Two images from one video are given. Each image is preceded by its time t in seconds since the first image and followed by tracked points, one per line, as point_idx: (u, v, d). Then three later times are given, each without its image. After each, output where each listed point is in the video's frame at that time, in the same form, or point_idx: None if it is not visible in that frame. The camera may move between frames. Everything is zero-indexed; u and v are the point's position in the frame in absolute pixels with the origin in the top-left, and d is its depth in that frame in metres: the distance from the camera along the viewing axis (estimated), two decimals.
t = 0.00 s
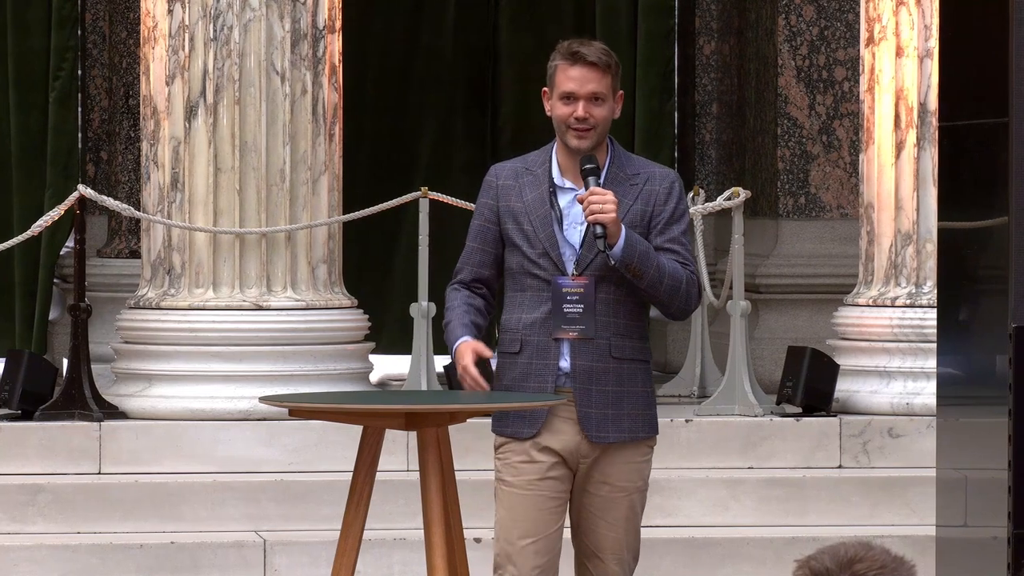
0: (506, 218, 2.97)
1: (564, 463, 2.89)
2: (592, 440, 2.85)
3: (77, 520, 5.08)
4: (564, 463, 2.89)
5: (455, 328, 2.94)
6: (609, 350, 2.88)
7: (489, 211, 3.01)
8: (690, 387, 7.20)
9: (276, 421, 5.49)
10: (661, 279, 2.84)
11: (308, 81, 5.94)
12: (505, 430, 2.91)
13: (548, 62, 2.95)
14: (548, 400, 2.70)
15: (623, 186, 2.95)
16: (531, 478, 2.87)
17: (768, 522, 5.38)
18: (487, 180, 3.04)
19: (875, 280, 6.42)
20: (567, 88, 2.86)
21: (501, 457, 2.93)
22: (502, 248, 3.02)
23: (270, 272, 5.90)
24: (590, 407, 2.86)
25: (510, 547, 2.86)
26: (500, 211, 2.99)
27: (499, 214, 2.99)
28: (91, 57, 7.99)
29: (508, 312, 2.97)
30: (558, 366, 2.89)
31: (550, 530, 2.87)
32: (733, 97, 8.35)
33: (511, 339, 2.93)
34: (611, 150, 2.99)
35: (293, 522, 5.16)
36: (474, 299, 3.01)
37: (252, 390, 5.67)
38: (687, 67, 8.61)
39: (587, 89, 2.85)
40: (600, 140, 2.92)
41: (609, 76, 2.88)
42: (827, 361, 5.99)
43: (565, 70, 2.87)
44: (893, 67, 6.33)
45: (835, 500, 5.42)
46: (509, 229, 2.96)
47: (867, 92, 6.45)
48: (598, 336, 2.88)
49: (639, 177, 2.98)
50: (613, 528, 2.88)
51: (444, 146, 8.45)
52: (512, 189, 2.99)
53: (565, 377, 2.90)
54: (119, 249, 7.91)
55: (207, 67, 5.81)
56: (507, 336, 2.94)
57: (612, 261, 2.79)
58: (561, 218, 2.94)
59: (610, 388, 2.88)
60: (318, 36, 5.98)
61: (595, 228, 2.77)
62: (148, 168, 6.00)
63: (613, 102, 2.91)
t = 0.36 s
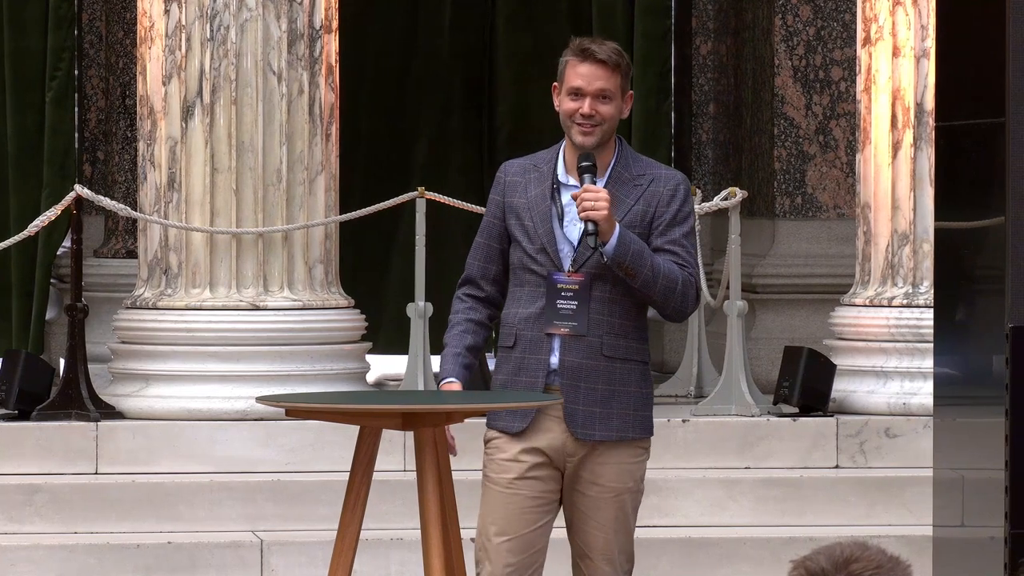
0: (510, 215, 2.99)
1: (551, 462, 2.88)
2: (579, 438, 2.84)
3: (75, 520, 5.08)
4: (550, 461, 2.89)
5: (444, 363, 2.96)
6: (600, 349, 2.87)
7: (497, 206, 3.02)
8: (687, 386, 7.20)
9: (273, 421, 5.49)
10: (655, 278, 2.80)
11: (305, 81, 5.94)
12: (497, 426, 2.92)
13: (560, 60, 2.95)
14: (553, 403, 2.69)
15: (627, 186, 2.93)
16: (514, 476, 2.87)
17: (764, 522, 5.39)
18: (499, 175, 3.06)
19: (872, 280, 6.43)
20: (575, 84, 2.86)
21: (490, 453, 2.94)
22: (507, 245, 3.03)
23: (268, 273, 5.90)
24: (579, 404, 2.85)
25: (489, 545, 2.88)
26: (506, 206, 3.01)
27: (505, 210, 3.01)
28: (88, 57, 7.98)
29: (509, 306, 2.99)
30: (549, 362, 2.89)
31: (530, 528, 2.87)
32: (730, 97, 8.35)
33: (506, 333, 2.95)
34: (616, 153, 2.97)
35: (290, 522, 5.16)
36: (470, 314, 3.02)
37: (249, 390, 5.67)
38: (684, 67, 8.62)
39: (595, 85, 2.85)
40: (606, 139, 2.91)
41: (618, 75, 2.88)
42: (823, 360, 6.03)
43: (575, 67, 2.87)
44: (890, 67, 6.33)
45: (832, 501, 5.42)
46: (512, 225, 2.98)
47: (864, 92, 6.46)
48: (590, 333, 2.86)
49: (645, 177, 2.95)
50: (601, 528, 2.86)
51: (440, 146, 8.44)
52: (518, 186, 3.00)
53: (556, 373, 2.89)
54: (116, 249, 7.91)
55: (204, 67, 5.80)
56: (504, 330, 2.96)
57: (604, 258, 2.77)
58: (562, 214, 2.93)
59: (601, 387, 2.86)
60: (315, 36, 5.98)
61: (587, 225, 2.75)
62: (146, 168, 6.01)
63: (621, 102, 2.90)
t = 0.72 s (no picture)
0: (497, 210, 2.99)
1: (522, 465, 2.88)
2: (545, 436, 2.84)
3: (75, 520, 5.08)
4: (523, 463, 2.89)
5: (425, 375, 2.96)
6: (572, 348, 2.86)
7: (485, 201, 3.03)
8: (687, 386, 7.20)
9: (273, 421, 5.49)
10: (626, 281, 2.78)
11: (305, 81, 5.94)
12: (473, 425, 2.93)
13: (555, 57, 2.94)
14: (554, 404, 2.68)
15: (611, 187, 2.91)
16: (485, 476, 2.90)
17: (764, 523, 5.38)
18: (490, 170, 3.06)
19: (872, 280, 6.43)
20: (567, 82, 2.85)
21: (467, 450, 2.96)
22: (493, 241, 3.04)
23: (268, 273, 5.90)
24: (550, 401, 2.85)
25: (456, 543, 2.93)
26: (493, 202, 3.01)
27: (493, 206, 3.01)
28: (88, 57, 7.98)
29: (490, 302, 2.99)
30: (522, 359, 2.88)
31: (500, 528, 2.91)
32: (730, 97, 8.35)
33: (485, 328, 2.95)
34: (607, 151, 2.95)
35: (289, 522, 5.16)
36: (453, 319, 3.02)
37: (249, 390, 5.67)
38: (684, 67, 8.62)
39: (586, 84, 2.83)
40: (597, 138, 2.89)
41: (611, 74, 2.86)
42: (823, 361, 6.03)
43: (568, 65, 2.86)
44: (890, 67, 6.33)
45: (832, 501, 5.42)
46: (498, 221, 2.98)
47: (864, 92, 6.46)
48: (563, 332, 2.86)
49: (630, 179, 2.92)
50: (576, 529, 2.85)
51: (441, 146, 8.45)
52: (507, 181, 3.00)
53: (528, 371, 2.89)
54: (116, 249, 7.91)
55: (204, 67, 5.81)
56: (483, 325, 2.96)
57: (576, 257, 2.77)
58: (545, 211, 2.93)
59: (571, 386, 2.85)
60: (315, 36, 5.97)
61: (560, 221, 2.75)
62: (146, 168, 6.01)
63: (613, 101, 2.88)
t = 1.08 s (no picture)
0: (436, 219, 2.95)
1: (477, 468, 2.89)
2: (499, 439, 2.83)
3: (75, 520, 5.08)
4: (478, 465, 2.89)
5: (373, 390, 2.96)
6: (521, 350, 2.85)
7: (423, 209, 2.97)
8: (687, 386, 7.20)
9: (273, 421, 5.49)
10: (568, 281, 2.76)
11: (305, 81, 5.93)
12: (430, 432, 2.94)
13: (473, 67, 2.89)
14: (548, 404, 2.68)
15: (549, 188, 2.86)
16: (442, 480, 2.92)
17: (763, 523, 5.38)
18: (426, 176, 3.00)
19: (872, 280, 6.43)
20: (492, 90, 2.80)
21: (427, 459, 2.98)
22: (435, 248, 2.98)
23: (268, 273, 5.90)
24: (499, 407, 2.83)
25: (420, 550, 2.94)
26: (431, 210, 2.96)
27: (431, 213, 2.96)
28: (88, 57, 7.99)
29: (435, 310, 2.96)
30: (471, 366, 2.87)
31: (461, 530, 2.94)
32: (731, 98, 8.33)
33: (432, 337, 2.93)
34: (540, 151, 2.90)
35: (289, 522, 5.16)
36: (398, 330, 2.99)
37: (249, 390, 5.67)
38: (684, 68, 8.59)
39: (512, 90, 2.78)
40: (529, 141, 2.84)
41: (534, 75, 2.82)
42: (823, 361, 6.03)
43: (490, 73, 2.81)
44: (890, 67, 6.33)
45: (832, 501, 5.42)
46: (438, 229, 2.94)
47: (864, 92, 6.46)
48: (512, 336, 2.85)
49: (567, 177, 2.87)
50: (540, 529, 2.83)
51: (441, 146, 8.46)
52: (445, 188, 2.95)
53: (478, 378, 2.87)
54: (116, 249, 7.92)
55: (204, 67, 5.81)
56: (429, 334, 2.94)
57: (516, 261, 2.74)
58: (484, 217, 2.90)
59: (522, 387, 2.85)
60: (315, 36, 5.97)
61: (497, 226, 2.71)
62: (146, 168, 6.00)
63: (540, 101, 2.84)
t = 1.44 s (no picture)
0: (372, 222, 3.00)
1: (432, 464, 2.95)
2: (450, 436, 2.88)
3: (84, 520, 5.09)
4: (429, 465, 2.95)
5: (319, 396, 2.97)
6: (465, 345, 2.88)
7: (359, 216, 3.03)
8: (697, 386, 7.20)
9: (282, 421, 5.50)
10: (508, 274, 2.82)
11: (314, 81, 5.95)
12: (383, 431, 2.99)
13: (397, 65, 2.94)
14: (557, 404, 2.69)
15: (482, 183, 2.93)
16: (395, 482, 2.95)
17: (773, 523, 5.38)
18: (359, 183, 3.06)
19: (882, 280, 6.42)
20: (415, 87, 2.85)
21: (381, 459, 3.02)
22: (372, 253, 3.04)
23: (277, 273, 5.91)
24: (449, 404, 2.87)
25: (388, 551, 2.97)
26: (367, 215, 3.02)
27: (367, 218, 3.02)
28: (97, 57, 8.01)
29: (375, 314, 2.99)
30: (415, 364, 2.88)
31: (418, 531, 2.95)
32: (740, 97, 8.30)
33: (374, 340, 2.95)
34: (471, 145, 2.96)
35: (298, 522, 5.16)
36: (342, 339, 3.02)
37: (259, 390, 5.68)
38: (693, 68, 8.56)
39: (434, 86, 2.83)
40: (459, 135, 2.90)
41: (456, 69, 2.86)
42: (833, 362, 6.00)
43: (412, 71, 2.86)
44: (899, 67, 6.34)
45: (840, 500, 5.42)
46: (375, 233, 2.99)
47: (873, 92, 6.45)
48: (453, 332, 2.88)
49: (499, 172, 2.95)
50: (495, 525, 2.86)
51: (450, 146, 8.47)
52: (378, 193, 3.00)
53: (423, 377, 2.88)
54: (125, 249, 7.95)
55: (214, 67, 5.82)
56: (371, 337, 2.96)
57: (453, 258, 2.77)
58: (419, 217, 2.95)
59: (471, 384, 2.88)
60: (324, 36, 5.98)
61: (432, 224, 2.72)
62: (155, 168, 6.01)
63: (465, 95, 2.88)
